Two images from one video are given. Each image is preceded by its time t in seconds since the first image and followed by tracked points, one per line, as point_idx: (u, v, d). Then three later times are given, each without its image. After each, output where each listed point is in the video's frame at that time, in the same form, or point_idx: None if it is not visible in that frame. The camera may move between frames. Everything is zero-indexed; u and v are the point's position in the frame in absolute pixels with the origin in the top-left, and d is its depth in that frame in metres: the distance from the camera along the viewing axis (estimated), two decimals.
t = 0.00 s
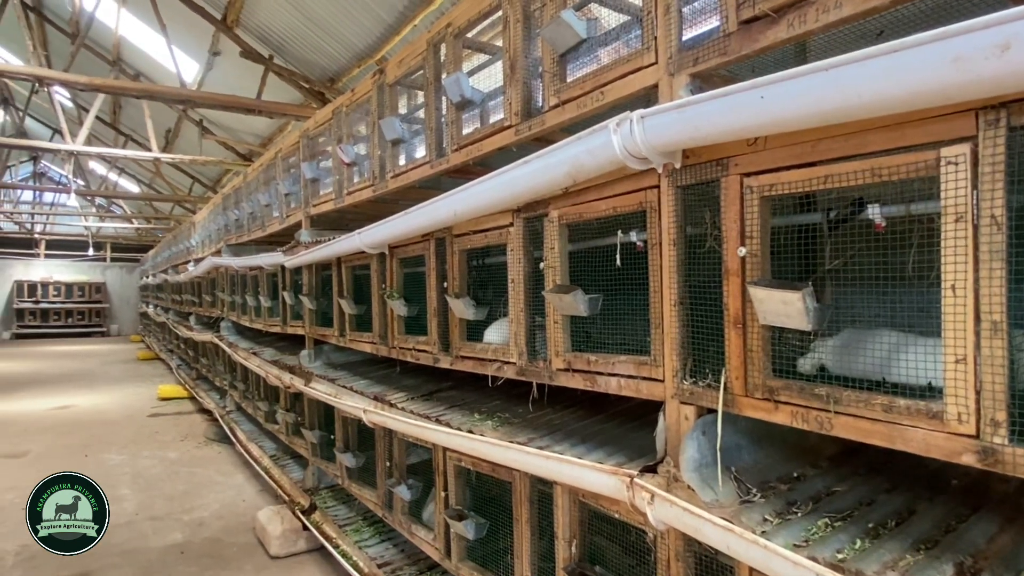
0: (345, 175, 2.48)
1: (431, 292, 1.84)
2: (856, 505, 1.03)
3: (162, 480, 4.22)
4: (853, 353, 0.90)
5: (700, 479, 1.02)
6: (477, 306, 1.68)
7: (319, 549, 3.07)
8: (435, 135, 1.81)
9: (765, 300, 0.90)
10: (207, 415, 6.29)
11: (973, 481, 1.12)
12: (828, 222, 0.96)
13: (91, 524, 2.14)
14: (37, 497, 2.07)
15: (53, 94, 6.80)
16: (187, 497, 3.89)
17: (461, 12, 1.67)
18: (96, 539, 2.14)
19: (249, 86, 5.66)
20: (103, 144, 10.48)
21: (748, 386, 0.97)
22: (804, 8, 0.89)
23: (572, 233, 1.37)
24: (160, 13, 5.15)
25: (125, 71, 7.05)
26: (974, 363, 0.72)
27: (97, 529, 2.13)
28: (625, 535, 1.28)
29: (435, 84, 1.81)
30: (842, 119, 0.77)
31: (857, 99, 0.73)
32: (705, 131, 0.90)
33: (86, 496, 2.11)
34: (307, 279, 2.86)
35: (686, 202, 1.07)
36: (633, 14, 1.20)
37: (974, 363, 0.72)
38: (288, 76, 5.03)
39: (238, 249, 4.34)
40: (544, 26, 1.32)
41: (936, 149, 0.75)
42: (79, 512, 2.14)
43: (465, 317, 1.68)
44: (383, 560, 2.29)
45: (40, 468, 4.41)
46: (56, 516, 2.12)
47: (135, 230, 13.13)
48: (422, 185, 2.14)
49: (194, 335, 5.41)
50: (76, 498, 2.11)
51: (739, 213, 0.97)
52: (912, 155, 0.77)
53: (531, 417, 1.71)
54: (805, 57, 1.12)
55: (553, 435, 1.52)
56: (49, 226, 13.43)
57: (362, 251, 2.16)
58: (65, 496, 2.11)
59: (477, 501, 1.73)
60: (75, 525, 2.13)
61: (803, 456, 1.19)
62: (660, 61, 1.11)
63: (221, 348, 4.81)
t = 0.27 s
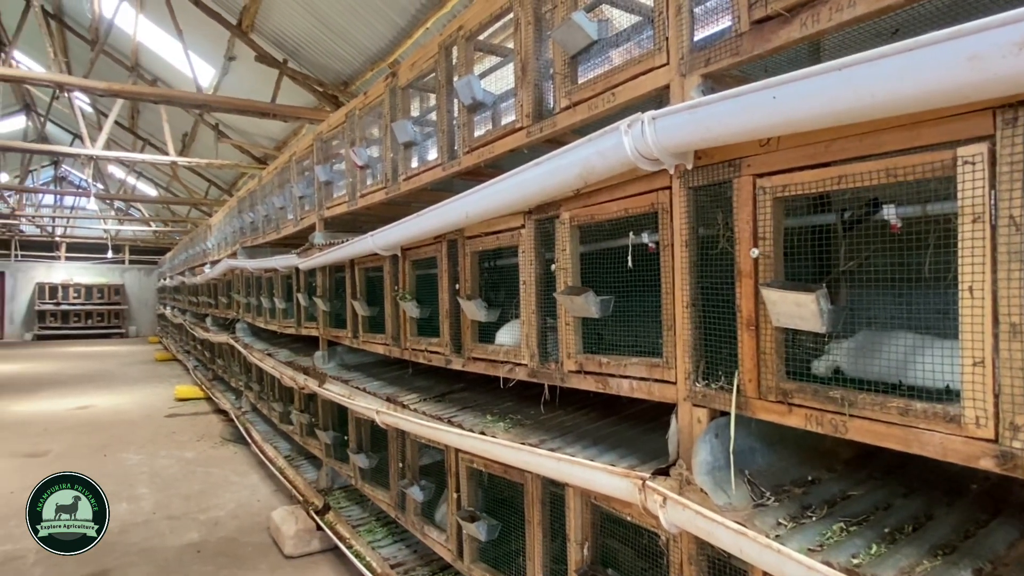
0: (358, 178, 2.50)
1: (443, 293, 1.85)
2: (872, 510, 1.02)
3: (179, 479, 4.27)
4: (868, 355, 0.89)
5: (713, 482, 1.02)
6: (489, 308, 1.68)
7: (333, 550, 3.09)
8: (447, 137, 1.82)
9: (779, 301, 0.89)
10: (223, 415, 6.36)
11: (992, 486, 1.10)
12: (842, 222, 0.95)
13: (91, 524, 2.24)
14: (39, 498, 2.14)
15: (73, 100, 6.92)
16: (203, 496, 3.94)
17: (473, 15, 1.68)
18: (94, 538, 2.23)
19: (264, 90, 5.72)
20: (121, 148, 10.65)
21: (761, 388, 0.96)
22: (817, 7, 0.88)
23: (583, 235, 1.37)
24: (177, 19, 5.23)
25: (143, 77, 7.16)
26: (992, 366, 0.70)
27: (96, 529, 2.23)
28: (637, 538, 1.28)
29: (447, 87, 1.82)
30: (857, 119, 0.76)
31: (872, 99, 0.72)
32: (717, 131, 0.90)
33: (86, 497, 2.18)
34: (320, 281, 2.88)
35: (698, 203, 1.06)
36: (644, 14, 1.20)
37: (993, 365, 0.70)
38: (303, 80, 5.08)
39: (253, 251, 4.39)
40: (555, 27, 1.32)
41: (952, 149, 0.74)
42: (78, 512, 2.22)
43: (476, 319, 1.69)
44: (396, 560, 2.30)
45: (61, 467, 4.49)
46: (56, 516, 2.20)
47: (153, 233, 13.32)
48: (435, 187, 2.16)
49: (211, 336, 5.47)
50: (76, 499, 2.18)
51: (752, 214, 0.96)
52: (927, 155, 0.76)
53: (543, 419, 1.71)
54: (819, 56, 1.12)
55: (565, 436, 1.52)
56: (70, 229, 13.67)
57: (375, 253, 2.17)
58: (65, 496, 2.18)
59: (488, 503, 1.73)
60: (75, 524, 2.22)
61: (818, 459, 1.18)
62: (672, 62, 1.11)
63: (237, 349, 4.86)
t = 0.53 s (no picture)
0: (373, 180, 2.52)
1: (457, 295, 1.85)
2: (891, 514, 1.00)
3: (198, 479, 4.33)
4: (887, 357, 0.88)
5: (729, 485, 1.01)
6: (502, 309, 1.69)
7: (348, 550, 3.11)
8: (461, 139, 1.83)
9: (795, 303, 0.88)
10: (241, 416, 6.44)
11: (1015, 491, 1.08)
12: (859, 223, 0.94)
13: (91, 524, 2.36)
14: (39, 498, 2.24)
15: (94, 105, 7.06)
16: (221, 496, 3.99)
17: (486, 18, 1.68)
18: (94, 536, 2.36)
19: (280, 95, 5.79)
20: (141, 153, 10.83)
21: (778, 391, 0.95)
22: (834, 5, 0.87)
23: (597, 236, 1.36)
24: (195, 25, 5.31)
25: (163, 82, 7.28)
26: (1015, 368, 0.69)
27: (96, 529, 2.36)
28: (652, 540, 1.27)
29: (460, 90, 1.82)
30: (874, 119, 0.75)
31: (889, 99, 0.72)
32: (732, 132, 0.89)
33: (85, 497, 2.28)
34: (336, 283, 2.91)
35: (713, 204, 1.05)
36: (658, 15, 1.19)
37: (1015, 368, 0.69)
38: (318, 84, 5.13)
39: (270, 254, 4.44)
40: (568, 29, 1.32)
41: (972, 149, 0.73)
42: (78, 512, 2.32)
43: (490, 320, 1.69)
44: (411, 561, 2.31)
45: (83, 466, 4.58)
46: (56, 516, 2.30)
47: (172, 236, 13.53)
48: (448, 190, 2.17)
49: (228, 337, 5.54)
50: (76, 499, 2.28)
51: (768, 215, 0.95)
52: (947, 155, 0.75)
53: (557, 420, 1.71)
54: (836, 55, 1.10)
55: (579, 438, 1.51)
56: (91, 232, 13.93)
57: (389, 255, 2.19)
58: (65, 496, 2.26)
59: (502, 504, 1.74)
60: (75, 524, 2.33)
61: (836, 463, 1.17)
62: (686, 63, 1.10)
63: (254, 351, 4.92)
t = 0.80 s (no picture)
0: (386, 183, 2.54)
1: (469, 297, 1.86)
2: (906, 518, 1.00)
3: (214, 478, 4.38)
4: (902, 359, 0.87)
5: (741, 487, 1.00)
6: (514, 311, 1.69)
7: (362, 550, 3.13)
8: (473, 142, 1.84)
9: (808, 305, 0.88)
10: (256, 416, 6.50)
11: None
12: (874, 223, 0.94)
13: (90, 523, 2.40)
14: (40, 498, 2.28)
15: (113, 110, 7.17)
16: (236, 495, 4.04)
17: (497, 20, 1.69)
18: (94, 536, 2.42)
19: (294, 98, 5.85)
20: (158, 157, 10.98)
21: (790, 393, 0.94)
22: (846, 5, 0.87)
23: (609, 238, 1.36)
24: (211, 30, 5.38)
25: (179, 87, 7.39)
26: None
27: (96, 528, 2.41)
28: (665, 543, 1.26)
29: (472, 93, 1.83)
30: (887, 119, 0.74)
31: (903, 98, 0.71)
32: (744, 133, 0.89)
33: (85, 497, 2.32)
34: (349, 284, 2.93)
35: (725, 204, 1.05)
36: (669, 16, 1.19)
37: None
38: (332, 87, 5.17)
39: (284, 256, 4.49)
40: (579, 31, 1.32)
41: (987, 149, 0.72)
42: (78, 512, 2.36)
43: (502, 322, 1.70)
44: (424, 561, 2.32)
45: (101, 465, 4.65)
46: (56, 516, 2.34)
47: (189, 238, 13.71)
48: (460, 192, 2.18)
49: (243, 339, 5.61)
50: (76, 498, 2.32)
51: (780, 216, 0.95)
52: (962, 155, 0.74)
53: (569, 422, 1.71)
54: (849, 55, 1.10)
55: (591, 440, 1.51)
56: (110, 235, 14.17)
57: (402, 257, 2.20)
58: (65, 496, 2.30)
59: (515, 505, 1.74)
60: (75, 524, 2.37)
61: (851, 466, 1.16)
62: (697, 64, 1.10)
63: (269, 352, 4.97)
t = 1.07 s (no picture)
0: (399, 185, 2.56)
1: (482, 298, 1.87)
2: (924, 522, 0.98)
3: (231, 478, 4.44)
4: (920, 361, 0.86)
5: (756, 490, 1.00)
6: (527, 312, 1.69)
7: (376, 550, 3.15)
8: (486, 144, 1.85)
9: (823, 306, 0.87)
10: (272, 416, 6.57)
11: None
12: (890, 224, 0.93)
13: (91, 523, 2.41)
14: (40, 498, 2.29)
15: (132, 115, 7.29)
16: (253, 495, 4.08)
17: (510, 23, 1.70)
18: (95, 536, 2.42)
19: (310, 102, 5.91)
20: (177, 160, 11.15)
21: (805, 395, 0.94)
22: (860, 4, 0.86)
23: (622, 239, 1.36)
24: (228, 35, 5.45)
25: (197, 92, 7.49)
26: None
27: (96, 528, 2.42)
28: (678, 545, 1.26)
29: (485, 95, 1.84)
30: (902, 118, 0.74)
31: (918, 98, 0.70)
32: (757, 133, 0.89)
33: (86, 497, 2.31)
34: (364, 286, 2.95)
35: (739, 206, 1.04)
36: (683, 17, 1.19)
37: None
38: (346, 91, 5.22)
39: (300, 258, 4.53)
40: (592, 33, 1.32)
41: (1004, 148, 0.71)
42: (79, 512, 2.36)
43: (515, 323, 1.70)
44: (438, 561, 2.33)
45: (121, 465, 4.73)
46: (56, 516, 2.34)
47: (206, 241, 13.90)
48: (473, 193, 2.19)
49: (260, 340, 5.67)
50: (76, 499, 2.32)
51: (794, 217, 0.94)
52: (979, 154, 0.73)
53: (582, 423, 1.71)
54: (864, 54, 1.09)
55: (604, 442, 1.51)
56: (130, 237, 14.41)
57: (415, 259, 2.22)
58: (65, 496, 2.31)
59: (528, 506, 1.74)
60: (75, 524, 2.38)
61: (868, 469, 1.15)
62: (710, 64, 1.10)
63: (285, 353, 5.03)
